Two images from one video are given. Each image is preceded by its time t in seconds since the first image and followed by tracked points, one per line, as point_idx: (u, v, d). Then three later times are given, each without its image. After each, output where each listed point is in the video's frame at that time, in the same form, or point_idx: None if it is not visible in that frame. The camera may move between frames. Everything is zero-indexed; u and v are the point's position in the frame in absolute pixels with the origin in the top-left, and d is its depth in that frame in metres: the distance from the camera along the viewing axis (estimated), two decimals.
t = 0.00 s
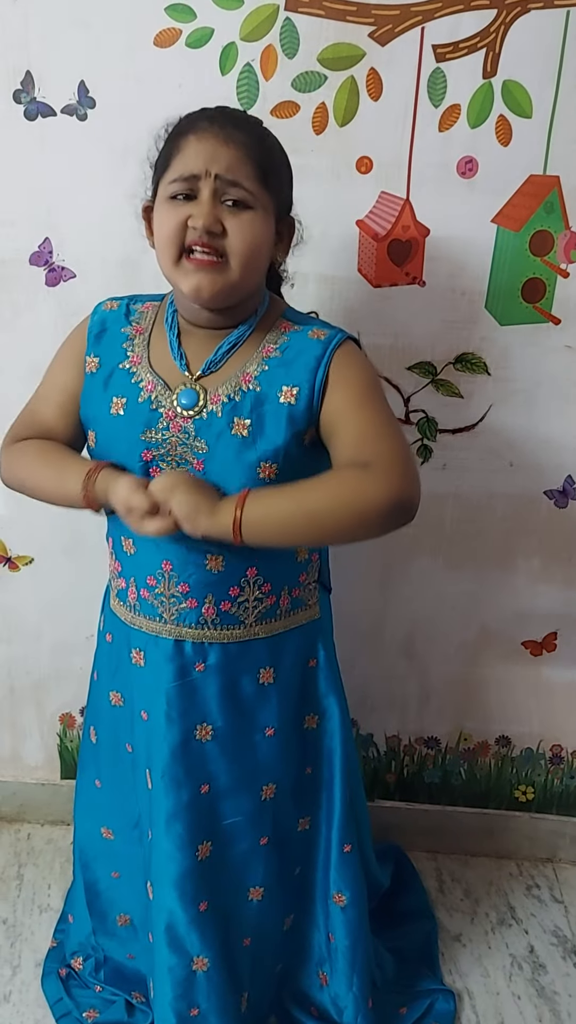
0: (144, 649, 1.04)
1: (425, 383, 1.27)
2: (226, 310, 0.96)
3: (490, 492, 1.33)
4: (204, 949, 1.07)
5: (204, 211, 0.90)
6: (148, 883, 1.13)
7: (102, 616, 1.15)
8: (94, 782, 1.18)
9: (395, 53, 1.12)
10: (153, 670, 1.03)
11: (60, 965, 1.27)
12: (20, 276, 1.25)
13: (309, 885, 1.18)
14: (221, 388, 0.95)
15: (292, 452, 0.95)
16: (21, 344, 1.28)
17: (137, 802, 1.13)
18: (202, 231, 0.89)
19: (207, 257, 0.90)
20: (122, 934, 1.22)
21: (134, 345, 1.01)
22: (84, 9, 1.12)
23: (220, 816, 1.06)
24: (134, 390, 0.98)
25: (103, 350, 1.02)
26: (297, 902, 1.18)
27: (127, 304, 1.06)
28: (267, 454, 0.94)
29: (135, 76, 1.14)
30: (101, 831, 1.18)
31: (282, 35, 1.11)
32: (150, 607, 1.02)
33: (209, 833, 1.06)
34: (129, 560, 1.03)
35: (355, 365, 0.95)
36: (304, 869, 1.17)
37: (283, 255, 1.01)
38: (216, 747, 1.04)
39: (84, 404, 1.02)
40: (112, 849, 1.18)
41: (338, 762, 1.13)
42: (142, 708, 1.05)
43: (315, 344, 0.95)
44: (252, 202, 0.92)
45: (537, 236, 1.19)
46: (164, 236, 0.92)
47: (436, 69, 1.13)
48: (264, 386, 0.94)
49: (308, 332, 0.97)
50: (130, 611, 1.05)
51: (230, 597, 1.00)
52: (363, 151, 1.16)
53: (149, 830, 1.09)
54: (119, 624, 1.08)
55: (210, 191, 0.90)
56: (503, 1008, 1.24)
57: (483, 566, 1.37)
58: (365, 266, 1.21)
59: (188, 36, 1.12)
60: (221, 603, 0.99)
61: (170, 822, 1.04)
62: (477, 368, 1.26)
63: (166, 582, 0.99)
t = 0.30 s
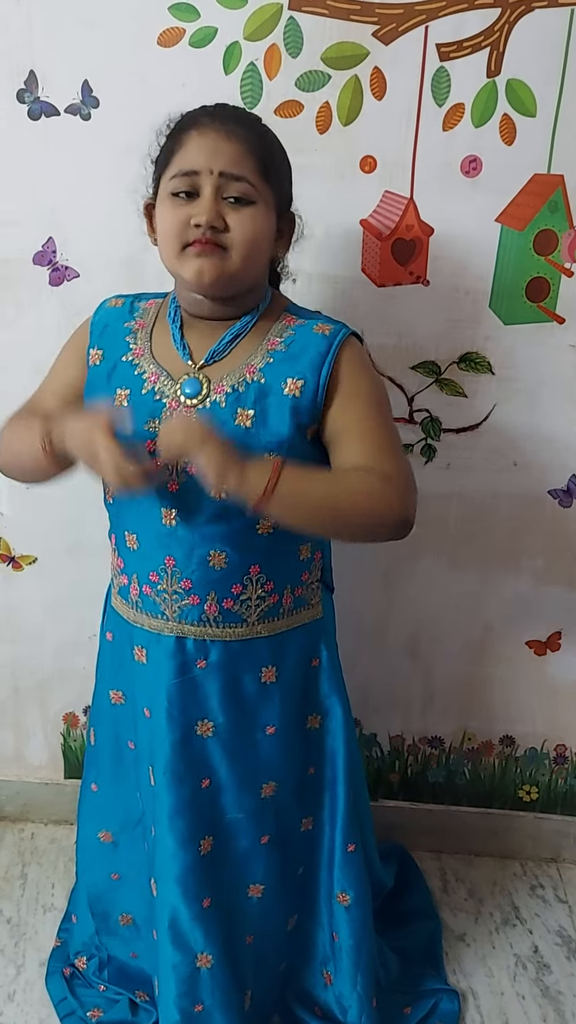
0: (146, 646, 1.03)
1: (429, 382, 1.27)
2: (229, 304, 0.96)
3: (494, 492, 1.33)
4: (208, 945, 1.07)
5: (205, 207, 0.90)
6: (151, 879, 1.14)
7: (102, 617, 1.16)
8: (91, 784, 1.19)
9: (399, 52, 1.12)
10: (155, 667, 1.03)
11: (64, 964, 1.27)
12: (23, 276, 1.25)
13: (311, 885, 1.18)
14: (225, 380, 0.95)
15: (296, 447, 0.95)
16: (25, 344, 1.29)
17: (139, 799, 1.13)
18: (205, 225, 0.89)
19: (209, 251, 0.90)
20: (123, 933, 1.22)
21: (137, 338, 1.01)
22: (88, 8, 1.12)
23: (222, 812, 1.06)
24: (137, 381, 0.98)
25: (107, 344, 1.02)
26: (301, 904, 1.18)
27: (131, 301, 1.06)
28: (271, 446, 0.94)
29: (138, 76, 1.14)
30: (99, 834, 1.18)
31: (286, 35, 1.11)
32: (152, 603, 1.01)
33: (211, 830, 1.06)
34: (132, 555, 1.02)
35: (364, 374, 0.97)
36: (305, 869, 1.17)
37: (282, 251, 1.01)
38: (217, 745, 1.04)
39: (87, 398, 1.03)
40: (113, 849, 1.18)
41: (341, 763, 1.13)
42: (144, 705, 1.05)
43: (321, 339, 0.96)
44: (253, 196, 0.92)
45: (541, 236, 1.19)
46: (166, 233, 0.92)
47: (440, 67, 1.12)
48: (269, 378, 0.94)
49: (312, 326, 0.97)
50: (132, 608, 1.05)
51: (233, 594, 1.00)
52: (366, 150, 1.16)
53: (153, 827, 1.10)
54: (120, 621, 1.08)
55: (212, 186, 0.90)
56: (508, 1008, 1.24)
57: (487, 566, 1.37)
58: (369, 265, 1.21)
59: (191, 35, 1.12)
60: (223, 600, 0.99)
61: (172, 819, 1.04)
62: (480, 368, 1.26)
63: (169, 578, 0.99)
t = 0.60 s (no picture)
0: (143, 641, 1.03)
1: (432, 382, 1.27)
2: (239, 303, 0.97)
3: (497, 492, 1.33)
4: (212, 939, 1.08)
5: (214, 208, 0.90)
6: (154, 879, 1.14)
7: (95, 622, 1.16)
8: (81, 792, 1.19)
9: (402, 51, 1.12)
10: (152, 662, 1.03)
11: (68, 964, 1.26)
12: (26, 275, 1.25)
13: (306, 892, 1.17)
14: (236, 367, 0.96)
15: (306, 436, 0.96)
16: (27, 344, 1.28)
17: (128, 801, 1.14)
18: (214, 226, 0.89)
19: (218, 253, 0.90)
20: (120, 935, 1.22)
21: (151, 327, 1.02)
22: (91, 9, 1.12)
23: (216, 805, 1.07)
24: (148, 370, 0.99)
25: (121, 330, 1.03)
26: (296, 911, 1.17)
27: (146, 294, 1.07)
28: (281, 431, 0.94)
29: (141, 75, 1.14)
30: (90, 841, 1.18)
31: (289, 34, 1.11)
32: (149, 597, 1.01)
33: (207, 824, 1.07)
34: (129, 547, 1.02)
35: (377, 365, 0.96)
36: (299, 876, 1.16)
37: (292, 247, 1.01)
38: (212, 742, 1.04)
39: (95, 384, 1.03)
40: (101, 857, 1.18)
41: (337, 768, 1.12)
42: (144, 701, 1.06)
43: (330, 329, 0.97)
44: (261, 197, 0.92)
45: (545, 235, 1.19)
46: (177, 235, 0.93)
47: (443, 67, 1.12)
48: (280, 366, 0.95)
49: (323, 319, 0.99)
50: (128, 603, 1.05)
51: (232, 590, 0.99)
52: (369, 150, 1.15)
53: (153, 824, 1.10)
54: (114, 618, 1.08)
55: (220, 187, 0.91)
56: (511, 1007, 1.24)
57: (490, 566, 1.37)
58: (372, 265, 1.21)
59: (194, 35, 1.12)
60: (221, 593, 0.99)
61: (170, 814, 1.04)
62: (484, 368, 1.26)
63: (167, 571, 0.99)
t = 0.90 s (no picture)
0: (137, 640, 1.03)
1: (435, 382, 1.27)
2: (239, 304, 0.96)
3: (500, 492, 1.32)
4: (211, 939, 1.07)
5: (213, 206, 0.89)
6: (150, 878, 1.13)
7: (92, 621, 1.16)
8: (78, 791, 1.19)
9: (404, 50, 1.12)
10: (147, 661, 1.03)
11: (69, 965, 1.26)
12: (29, 275, 1.25)
13: (305, 902, 1.15)
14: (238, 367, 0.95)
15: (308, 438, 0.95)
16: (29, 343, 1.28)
17: (124, 801, 1.14)
18: (212, 225, 0.89)
19: (217, 251, 0.89)
20: (119, 935, 1.21)
21: (155, 324, 1.01)
22: (92, 8, 1.12)
23: (208, 805, 1.07)
24: (151, 367, 0.99)
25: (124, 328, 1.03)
26: (296, 924, 1.15)
27: (152, 294, 1.07)
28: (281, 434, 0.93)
29: (143, 75, 1.14)
30: (86, 840, 1.18)
31: (291, 34, 1.11)
32: (145, 595, 1.01)
33: (201, 823, 1.07)
34: (127, 545, 1.02)
35: (377, 371, 0.97)
36: (298, 888, 1.15)
37: (298, 248, 1.00)
38: (206, 742, 1.04)
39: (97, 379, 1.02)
40: (98, 856, 1.18)
41: (335, 775, 1.11)
42: (138, 701, 1.06)
43: (335, 334, 0.97)
44: (261, 196, 0.91)
45: (548, 235, 1.19)
46: (176, 233, 0.92)
47: (446, 66, 1.12)
48: (281, 367, 0.95)
49: (327, 323, 0.98)
50: (124, 601, 1.05)
51: (227, 590, 0.99)
52: (372, 150, 1.15)
53: (149, 824, 1.10)
54: (110, 617, 1.08)
55: (220, 186, 0.90)
56: (514, 1008, 1.24)
57: (493, 566, 1.37)
58: (375, 265, 1.21)
59: (196, 34, 1.12)
60: (218, 593, 0.99)
61: (164, 814, 1.04)
62: (486, 368, 1.25)
63: (163, 570, 0.98)
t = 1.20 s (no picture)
0: (138, 632, 1.03)
1: (436, 382, 1.27)
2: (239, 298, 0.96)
3: (501, 492, 1.32)
4: (213, 933, 1.07)
5: (214, 205, 0.89)
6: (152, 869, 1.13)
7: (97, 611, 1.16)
8: (82, 781, 1.18)
9: (405, 50, 1.11)
10: (147, 653, 1.02)
11: (69, 964, 1.26)
12: (29, 275, 1.25)
13: (304, 901, 1.15)
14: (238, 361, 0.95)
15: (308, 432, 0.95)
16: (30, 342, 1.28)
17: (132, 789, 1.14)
18: (212, 222, 0.89)
19: (217, 249, 0.90)
20: (123, 927, 1.22)
21: (155, 316, 1.01)
22: (93, 8, 1.12)
23: (208, 800, 1.07)
24: (150, 359, 0.99)
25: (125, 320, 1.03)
26: (295, 923, 1.15)
27: (155, 284, 1.07)
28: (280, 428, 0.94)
29: (144, 75, 1.14)
30: (93, 828, 1.18)
31: (292, 33, 1.11)
32: (145, 589, 1.01)
33: (201, 817, 1.07)
34: (127, 538, 1.02)
35: (379, 368, 0.96)
36: (298, 887, 1.14)
37: (302, 248, 1.00)
38: (205, 736, 1.04)
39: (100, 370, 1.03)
40: (106, 843, 1.17)
41: (337, 774, 1.10)
42: (139, 692, 1.06)
43: (336, 327, 0.96)
44: (263, 195, 0.91)
45: (549, 235, 1.19)
46: (178, 231, 0.93)
47: (446, 66, 1.12)
48: (281, 360, 0.94)
49: (328, 316, 0.98)
50: (125, 594, 1.05)
51: (228, 584, 0.98)
52: (372, 149, 1.15)
53: (150, 816, 1.10)
54: (112, 608, 1.08)
55: (221, 185, 0.90)
56: (515, 1008, 1.24)
57: (494, 566, 1.37)
58: (376, 265, 1.21)
59: (197, 34, 1.12)
60: (217, 588, 0.98)
61: (164, 807, 1.04)
62: (487, 367, 1.25)
63: (164, 563, 0.99)
